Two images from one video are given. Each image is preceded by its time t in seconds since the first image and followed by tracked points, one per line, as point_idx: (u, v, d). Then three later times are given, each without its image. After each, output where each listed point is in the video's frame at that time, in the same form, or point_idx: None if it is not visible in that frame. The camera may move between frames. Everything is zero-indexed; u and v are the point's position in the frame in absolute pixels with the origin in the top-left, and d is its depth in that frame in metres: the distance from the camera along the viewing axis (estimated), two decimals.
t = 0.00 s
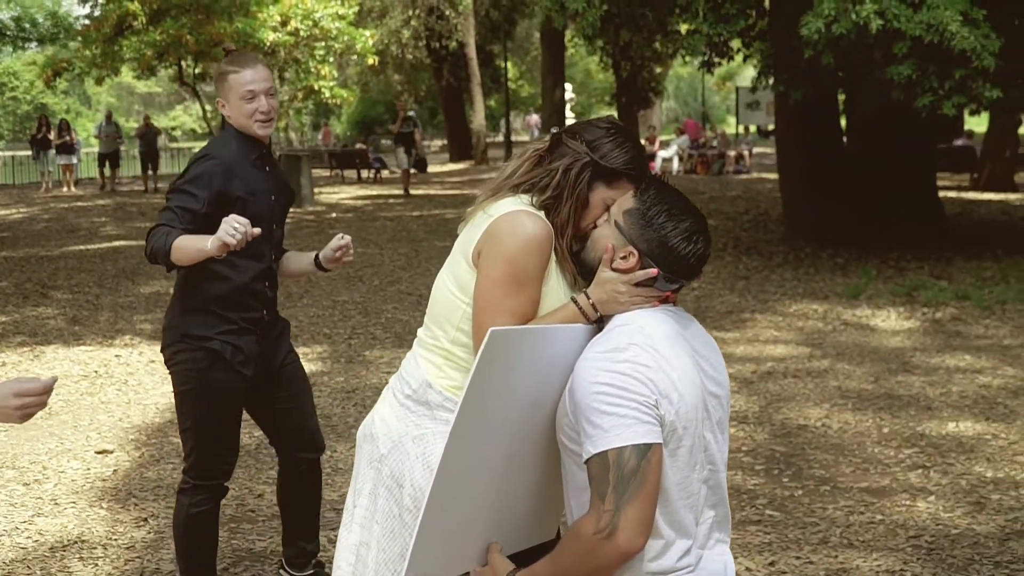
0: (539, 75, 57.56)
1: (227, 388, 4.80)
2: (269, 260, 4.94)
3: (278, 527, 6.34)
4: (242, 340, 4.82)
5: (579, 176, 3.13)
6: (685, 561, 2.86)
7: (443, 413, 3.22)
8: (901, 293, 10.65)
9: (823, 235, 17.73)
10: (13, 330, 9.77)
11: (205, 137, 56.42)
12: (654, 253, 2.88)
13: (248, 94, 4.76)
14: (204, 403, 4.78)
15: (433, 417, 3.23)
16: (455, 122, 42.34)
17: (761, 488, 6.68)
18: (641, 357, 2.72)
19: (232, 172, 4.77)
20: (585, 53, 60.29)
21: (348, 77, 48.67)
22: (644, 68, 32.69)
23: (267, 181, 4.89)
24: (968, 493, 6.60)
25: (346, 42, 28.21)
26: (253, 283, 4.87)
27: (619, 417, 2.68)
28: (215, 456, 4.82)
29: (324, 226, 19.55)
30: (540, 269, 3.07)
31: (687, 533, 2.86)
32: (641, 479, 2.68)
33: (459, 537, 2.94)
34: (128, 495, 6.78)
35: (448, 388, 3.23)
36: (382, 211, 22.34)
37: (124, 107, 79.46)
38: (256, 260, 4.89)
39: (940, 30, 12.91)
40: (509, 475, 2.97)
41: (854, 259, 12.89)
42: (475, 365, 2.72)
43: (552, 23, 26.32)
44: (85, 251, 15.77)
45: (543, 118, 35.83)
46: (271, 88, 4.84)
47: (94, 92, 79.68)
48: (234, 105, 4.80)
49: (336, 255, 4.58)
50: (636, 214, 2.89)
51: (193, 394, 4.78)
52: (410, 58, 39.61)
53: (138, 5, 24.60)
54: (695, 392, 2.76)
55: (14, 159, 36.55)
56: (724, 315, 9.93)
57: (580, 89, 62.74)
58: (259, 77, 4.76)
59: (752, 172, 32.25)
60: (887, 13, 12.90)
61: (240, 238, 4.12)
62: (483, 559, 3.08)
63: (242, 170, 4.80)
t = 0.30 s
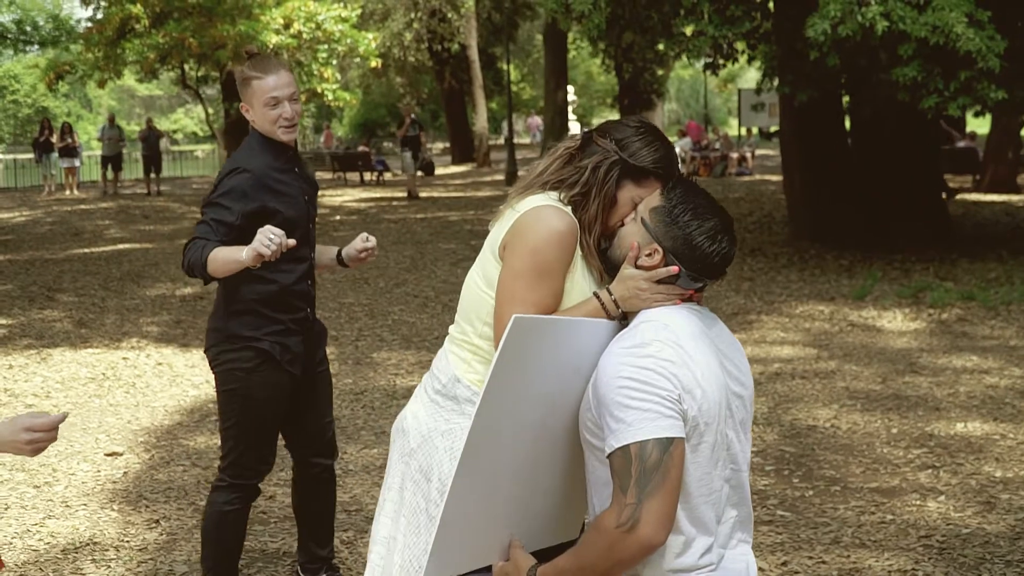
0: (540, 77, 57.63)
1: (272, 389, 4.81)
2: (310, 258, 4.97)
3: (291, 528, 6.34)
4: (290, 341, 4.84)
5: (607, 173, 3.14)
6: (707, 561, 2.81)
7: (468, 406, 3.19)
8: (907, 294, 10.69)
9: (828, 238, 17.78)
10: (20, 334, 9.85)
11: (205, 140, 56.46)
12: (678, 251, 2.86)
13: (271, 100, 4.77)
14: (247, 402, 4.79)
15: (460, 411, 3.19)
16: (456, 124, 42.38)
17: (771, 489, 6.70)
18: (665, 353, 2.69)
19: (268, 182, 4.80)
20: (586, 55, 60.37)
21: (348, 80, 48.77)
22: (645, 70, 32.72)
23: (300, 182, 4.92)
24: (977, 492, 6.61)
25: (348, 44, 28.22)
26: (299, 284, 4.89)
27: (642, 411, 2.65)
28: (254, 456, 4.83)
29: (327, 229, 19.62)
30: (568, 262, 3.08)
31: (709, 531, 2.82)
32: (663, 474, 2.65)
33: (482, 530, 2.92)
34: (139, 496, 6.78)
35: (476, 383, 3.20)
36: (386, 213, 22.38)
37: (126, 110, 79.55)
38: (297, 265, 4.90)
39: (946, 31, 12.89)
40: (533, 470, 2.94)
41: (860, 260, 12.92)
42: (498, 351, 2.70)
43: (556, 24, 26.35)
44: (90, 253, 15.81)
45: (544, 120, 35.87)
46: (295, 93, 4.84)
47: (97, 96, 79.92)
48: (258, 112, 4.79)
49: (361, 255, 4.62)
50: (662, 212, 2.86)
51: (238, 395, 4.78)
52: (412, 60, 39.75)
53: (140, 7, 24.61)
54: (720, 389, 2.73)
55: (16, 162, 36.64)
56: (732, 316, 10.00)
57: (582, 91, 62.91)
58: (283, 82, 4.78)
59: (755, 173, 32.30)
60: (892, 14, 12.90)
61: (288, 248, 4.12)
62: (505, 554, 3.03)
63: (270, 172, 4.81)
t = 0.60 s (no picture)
0: (539, 79, 57.75)
1: (316, 382, 4.91)
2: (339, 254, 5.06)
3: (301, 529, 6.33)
4: (321, 334, 4.95)
5: (631, 169, 3.14)
6: (723, 559, 2.79)
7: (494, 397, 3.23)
8: (910, 295, 10.74)
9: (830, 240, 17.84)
10: (22, 336, 9.90)
11: (204, 143, 56.47)
12: (696, 249, 2.85)
13: (289, 105, 4.81)
14: (294, 401, 4.89)
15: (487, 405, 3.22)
16: (456, 126, 42.41)
17: (778, 488, 6.71)
18: (683, 350, 2.69)
19: (284, 192, 4.84)
20: (586, 57, 60.44)
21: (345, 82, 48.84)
22: (645, 73, 32.77)
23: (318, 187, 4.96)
24: (983, 492, 6.62)
25: (349, 47, 28.10)
26: (321, 280, 4.98)
27: (657, 408, 2.64)
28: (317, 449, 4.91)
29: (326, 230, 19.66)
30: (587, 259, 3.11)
31: (725, 529, 2.80)
32: (675, 471, 2.63)
33: (503, 526, 2.90)
34: (147, 498, 6.78)
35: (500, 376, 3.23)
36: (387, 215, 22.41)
37: (125, 111, 79.45)
38: (320, 266, 4.99)
39: (948, 32, 12.90)
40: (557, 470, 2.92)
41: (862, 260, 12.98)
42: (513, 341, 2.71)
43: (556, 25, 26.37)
44: (92, 255, 15.84)
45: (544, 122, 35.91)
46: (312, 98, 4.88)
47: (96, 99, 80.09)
48: (277, 115, 4.84)
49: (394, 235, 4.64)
50: (682, 210, 2.84)
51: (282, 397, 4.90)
52: (412, 62, 39.81)
53: (140, 10, 25.20)
54: (736, 387, 2.72)
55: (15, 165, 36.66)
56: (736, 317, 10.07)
57: (582, 92, 63.06)
58: (301, 87, 4.80)
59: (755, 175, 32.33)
60: (895, 15, 12.89)
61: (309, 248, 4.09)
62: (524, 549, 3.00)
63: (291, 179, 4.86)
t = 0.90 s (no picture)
0: (538, 81, 57.81)
1: (345, 383, 5.23)
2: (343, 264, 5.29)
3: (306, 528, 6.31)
4: (336, 338, 5.26)
5: (646, 166, 3.21)
6: (735, 559, 2.80)
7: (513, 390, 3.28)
8: (910, 296, 10.79)
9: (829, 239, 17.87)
10: (25, 337, 9.96)
11: (201, 146, 56.45)
12: (714, 248, 2.82)
13: (297, 112, 4.96)
14: (330, 404, 5.20)
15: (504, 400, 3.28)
16: (455, 128, 42.42)
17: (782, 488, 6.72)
18: (699, 351, 2.69)
19: (279, 205, 5.08)
20: (585, 58, 60.49)
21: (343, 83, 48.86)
22: (644, 74, 32.79)
23: (316, 196, 5.18)
24: (987, 492, 6.63)
25: (349, 48, 28.04)
26: (332, 290, 5.27)
27: (673, 408, 2.64)
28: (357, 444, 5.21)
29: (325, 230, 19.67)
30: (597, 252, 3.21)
31: (738, 530, 2.81)
32: (688, 474, 2.64)
33: (511, 520, 2.89)
34: (152, 500, 6.78)
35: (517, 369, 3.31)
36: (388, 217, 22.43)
37: (124, 113, 79.42)
38: (328, 276, 5.26)
39: (949, 33, 12.93)
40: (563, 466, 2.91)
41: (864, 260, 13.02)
42: (511, 341, 2.70)
43: (555, 26, 26.39)
44: (93, 258, 15.85)
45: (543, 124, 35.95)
46: (319, 107, 5.02)
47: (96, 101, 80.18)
48: (282, 120, 4.99)
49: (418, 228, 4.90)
50: (698, 209, 2.84)
51: (315, 404, 5.22)
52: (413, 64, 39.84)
53: (140, 12, 25.24)
54: (750, 391, 2.73)
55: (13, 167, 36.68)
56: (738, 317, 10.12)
57: (581, 93, 63.15)
58: (308, 96, 4.92)
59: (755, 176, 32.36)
60: (896, 16, 12.91)
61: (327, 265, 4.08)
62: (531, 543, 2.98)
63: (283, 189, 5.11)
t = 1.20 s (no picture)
0: (537, 82, 57.92)
1: (341, 387, 5.22)
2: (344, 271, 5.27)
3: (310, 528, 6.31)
4: (336, 342, 5.26)
5: (668, 167, 3.36)
6: (752, 562, 2.87)
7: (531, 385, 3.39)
8: (912, 296, 10.86)
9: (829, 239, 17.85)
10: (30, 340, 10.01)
11: (199, 147, 56.45)
12: (740, 251, 2.85)
13: (299, 114, 5.02)
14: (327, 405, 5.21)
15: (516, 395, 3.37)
16: (454, 129, 42.42)
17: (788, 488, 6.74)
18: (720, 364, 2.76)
19: (268, 210, 5.13)
20: (583, 59, 60.58)
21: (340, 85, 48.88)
22: (643, 75, 32.80)
23: (315, 198, 5.20)
24: (992, 492, 6.64)
25: (348, 49, 28.09)
26: (336, 295, 5.27)
27: (691, 421, 2.70)
28: (352, 450, 5.19)
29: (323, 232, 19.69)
30: (612, 250, 3.38)
31: (756, 534, 2.88)
32: (704, 487, 2.70)
33: (511, 519, 2.94)
34: (158, 501, 6.78)
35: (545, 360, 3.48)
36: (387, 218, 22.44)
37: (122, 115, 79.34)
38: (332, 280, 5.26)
39: (951, 34, 12.97)
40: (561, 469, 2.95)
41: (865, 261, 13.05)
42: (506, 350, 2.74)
43: (555, 28, 26.43)
44: (93, 259, 15.86)
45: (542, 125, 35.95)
46: (321, 108, 5.09)
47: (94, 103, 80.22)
48: (285, 123, 5.05)
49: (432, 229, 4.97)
50: (717, 213, 2.86)
51: (312, 403, 5.24)
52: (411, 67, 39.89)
53: (140, 14, 25.17)
54: (768, 403, 2.80)
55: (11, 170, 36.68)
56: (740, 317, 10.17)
57: (580, 94, 63.25)
58: (311, 98, 5.01)
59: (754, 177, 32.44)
60: (897, 17, 12.95)
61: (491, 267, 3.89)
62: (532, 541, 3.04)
63: (276, 193, 5.16)
